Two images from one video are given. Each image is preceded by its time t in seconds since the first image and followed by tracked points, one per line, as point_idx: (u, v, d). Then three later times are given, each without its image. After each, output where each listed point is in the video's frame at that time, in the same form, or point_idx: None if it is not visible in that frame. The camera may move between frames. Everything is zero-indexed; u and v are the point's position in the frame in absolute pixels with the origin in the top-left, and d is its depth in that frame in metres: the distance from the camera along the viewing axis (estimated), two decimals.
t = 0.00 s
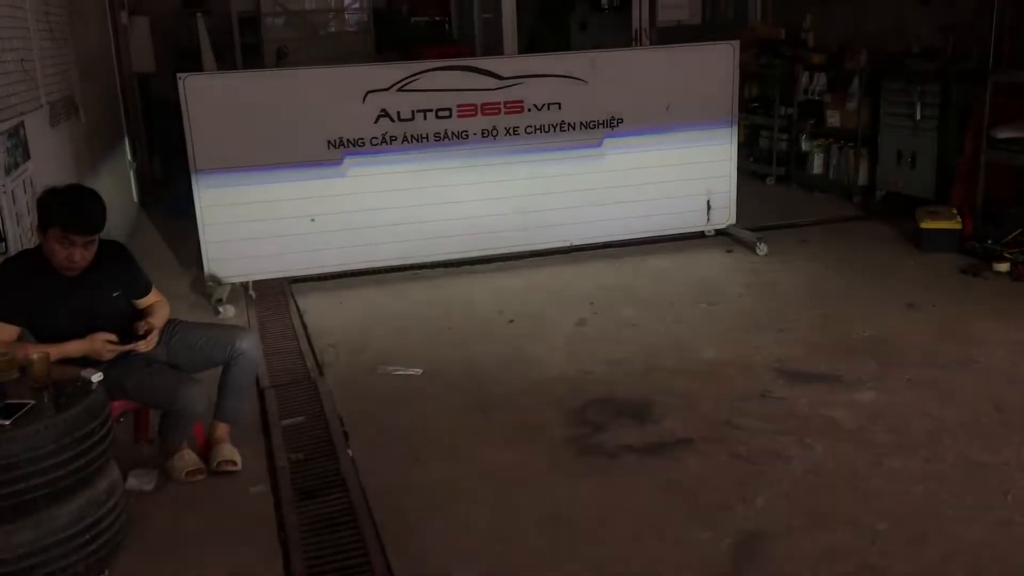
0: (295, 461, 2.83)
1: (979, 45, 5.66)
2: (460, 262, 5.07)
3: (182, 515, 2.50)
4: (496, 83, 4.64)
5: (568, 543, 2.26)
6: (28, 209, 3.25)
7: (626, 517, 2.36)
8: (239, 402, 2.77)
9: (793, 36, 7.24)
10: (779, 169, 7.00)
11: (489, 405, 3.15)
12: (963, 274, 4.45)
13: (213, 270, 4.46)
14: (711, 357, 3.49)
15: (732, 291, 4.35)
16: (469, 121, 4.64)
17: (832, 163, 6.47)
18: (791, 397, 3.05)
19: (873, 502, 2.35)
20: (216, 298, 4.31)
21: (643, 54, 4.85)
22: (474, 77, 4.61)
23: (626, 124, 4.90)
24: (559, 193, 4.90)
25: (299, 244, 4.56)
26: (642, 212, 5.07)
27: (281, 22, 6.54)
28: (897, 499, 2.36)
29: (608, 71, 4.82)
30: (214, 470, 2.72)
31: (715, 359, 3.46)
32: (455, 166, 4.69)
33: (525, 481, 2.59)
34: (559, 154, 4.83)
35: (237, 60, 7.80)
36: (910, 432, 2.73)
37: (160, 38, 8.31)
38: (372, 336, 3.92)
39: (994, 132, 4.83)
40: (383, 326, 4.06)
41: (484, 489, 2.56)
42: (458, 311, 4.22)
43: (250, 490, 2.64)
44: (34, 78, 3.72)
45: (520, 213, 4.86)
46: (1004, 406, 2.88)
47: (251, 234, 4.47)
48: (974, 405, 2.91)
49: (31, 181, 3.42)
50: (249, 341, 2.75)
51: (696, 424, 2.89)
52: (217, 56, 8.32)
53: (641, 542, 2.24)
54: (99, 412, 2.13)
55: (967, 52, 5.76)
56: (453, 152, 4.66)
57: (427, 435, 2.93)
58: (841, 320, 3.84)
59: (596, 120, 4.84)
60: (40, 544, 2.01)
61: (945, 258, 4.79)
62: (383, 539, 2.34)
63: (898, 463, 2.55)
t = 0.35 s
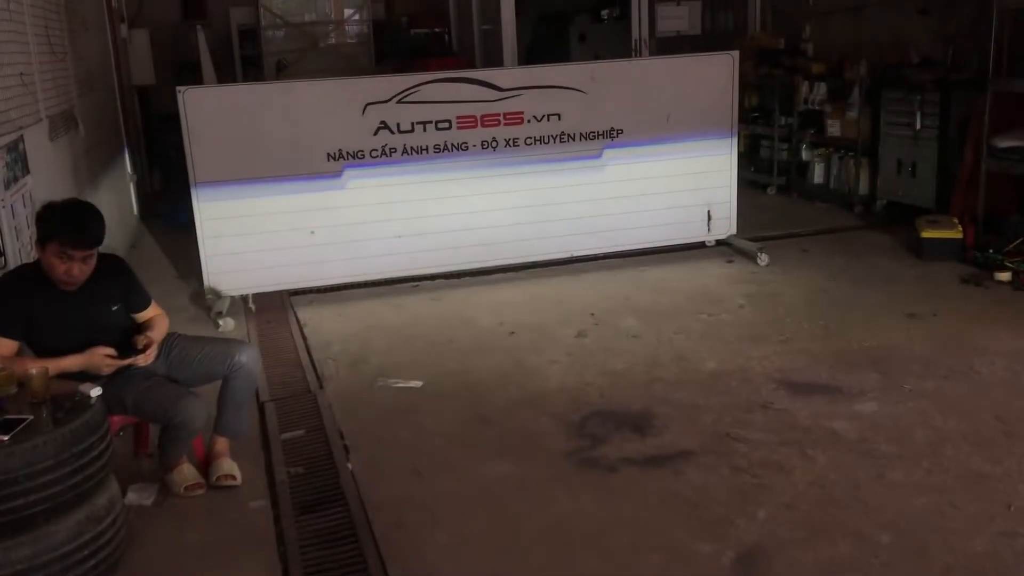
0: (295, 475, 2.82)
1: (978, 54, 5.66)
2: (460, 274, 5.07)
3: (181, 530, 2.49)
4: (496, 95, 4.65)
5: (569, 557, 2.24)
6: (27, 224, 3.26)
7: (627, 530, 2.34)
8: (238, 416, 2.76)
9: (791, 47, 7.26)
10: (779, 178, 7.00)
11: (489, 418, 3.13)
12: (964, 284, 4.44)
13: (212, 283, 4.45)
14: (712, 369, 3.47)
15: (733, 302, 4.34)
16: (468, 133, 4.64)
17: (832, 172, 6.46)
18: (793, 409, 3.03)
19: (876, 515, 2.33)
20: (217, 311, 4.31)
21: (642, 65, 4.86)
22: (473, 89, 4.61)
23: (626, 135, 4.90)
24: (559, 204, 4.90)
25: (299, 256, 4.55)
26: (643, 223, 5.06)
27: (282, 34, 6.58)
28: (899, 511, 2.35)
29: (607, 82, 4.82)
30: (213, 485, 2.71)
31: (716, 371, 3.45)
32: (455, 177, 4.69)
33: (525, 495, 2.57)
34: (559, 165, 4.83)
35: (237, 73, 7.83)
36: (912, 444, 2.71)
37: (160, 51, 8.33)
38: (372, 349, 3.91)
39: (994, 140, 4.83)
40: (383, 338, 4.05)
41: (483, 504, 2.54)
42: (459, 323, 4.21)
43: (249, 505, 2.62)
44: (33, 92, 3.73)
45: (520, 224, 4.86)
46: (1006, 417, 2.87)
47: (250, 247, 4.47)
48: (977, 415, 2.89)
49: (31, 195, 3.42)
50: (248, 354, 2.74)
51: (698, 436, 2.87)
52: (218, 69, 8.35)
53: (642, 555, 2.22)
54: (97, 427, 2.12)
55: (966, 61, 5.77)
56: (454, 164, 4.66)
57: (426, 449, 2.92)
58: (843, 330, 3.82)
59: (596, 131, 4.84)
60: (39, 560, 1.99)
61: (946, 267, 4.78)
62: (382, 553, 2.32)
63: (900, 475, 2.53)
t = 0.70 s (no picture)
0: (299, 480, 2.82)
1: (981, 61, 5.67)
2: (464, 279, 5.08)
3: (186, 534, 2.50)
4: (500, 101, 4.67)
5: (572, 563, 2.24)
6: (33, 229, 3.28)
7: (631, 536, 2.35)
8: (243, 421, 2.77)
9: (795, 54, 7.28)
10: (783, 185, 7.00)
11: (493, 423, 3.14)
12: (968, 291, 4.45)
13: (217, 288, 4.47)
14: (716, 375, 3.48)
15: (736, 308, 4.35)
16: (472, 139, 4.66)
17: (836, 179, 6.47)
18: (797, 415, 3.04)
19: (879, 521, 2.33)
20: (221, 316, 4.32)
21: (646, 71, 4.87)
22: (477, 96, 4.63)
23: (629, 141, 4.91)
24: (563, 210, 4.91)
25: (303, 262, 4.57)
26: (646, 229, 5.07)
27: (288, 40, 6.55)
28: (902, 518, 2.35)
29: (611, 89, 4.84)
30: (218, 489, 2.72)
31: (719, 377, 3.45)
32: (459, 183, 4.70)
33: (529, 501, 2.58)
34: (562, 171, 4.85)
35: (242, 79, 7.87)
36: (915, 450, 2.72)
37: (166, 57, 8.38)
38: (376, 354, 3.92)
39: (998, 148, 4.83)
40: (387, 344, 4.06)
41: (487, 509, 2.55)
42: (462, 329, 4.22)
43: (253, 510, 2.63)
44: (40, 98, 3.75)
45: (525, 230, 4.87)
46: (1010, 424, 2.87)
47: (255, 252, 4.48)
48: (980, 422, 2.90)
49: (37, 201, 3.44)
50: (253, 359, 2.76)
51: (701, 442, 2.87)
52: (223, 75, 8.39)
53: (646, 561, 2.23)
54: (103, 431, 2.13)
55: (969, 69, 5.78)
56: (458, 170, 4.68)
57: (430, 454, 2.93)
58: (846, 336, 3.83)
59: (600, 138, 4.86)
60: (44, 564, 2.00)
61: (950, 274, 4.79)
62: (386, 557, 2.33)
63: (903, 482, 2.53)
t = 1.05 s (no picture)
0: (306, 483, 2.83)
1: (989, 64, 5.65)
2: (470, 282, 5.08)
3: (192, 537, 2.50)
4: (506, 104, 4.67)
5: (580, 566, 2.24)
6: (41, 233, 3.29)
7: (638, 540, 2.34)
8: (250, 424, 2.78)
9: (802, 56, 7.26)
10: (790, 187, 6.99)
11: (500, 426, 3.13)
12: (976, 293, 4.43)
13: (225, 290, 4.48)
14: (723, 378, 3.47)
15: (744, 311, 4.34)
16: (479, 142, 4.66)
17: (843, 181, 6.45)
18: (804, 419, 3.03)
19: (887, 525, 2.32)
20: (229, 319, 4.33)
21: (653, 74, 4.87)
22: (484, 98, 4.63)
23: (636, 144, 4.91)
24: (570, 212, 4.91)
25: (310, 265, 4.57)
26: (653, 232, 5.07)
27: (295, 42, 6.59)
28: (910, 522, 2.33)
29: (617, 91, 4.83)
30: (225, 492, 2.72)
31: (727, 380, 3.44)
32: (466, 186, 4.70)
33: (536, 504, 2.57)
34: (569, 174, 4.84)
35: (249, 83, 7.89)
36: (923, 454, 2.70)
37: (174, 60, 8.41)
38: (383, 357, 3.92)
39: (1007, 150, 4.81)
40: (393, 346, 4.06)
41: (494, 512, 2.55)
42: (469, 331, 4.22)
43: (260, 513, 2.63)
44: (49, 101, 3.76)
45: (531, 232, 4.87)
46: (1018, 427, 2.85)
47: (262, 255, 4.49)
48: (989, 426, 2.88)
49: (46, 204, 3.45)
50: (260, 363, 2.76)
51: (708, 446, 2.86)
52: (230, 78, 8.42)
53: (652, 565, 2.22)
54: (110, 435, 2.14)
55: (977, 71, 5.77)
56: (465, 172, 4.68)
57: (437, 457, 2.93)
58: (853, 339, 3.81)
59: (607, 140, 4.85)
60: (51, 567, 2.00)
61: (959, 277, 4.77)
62: (393, 561, 2.33)
63: (911, 486, 2.52)
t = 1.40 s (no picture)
0: (316, 487, 2.83)
1: (1001, 66, 5.62)
2: (479, 285, 5.08)
3: (203, 541, 2.51)
4: (516, 107, 4.67)
5: (589, 571, 2.23)
6: (53, 236, 3.30)
7: (647, 545, 2.33)
8: (260, 427, 2.78)
9: (813, 59, 7.24)
10: (801, 190, 6.97)
11: (509, 430, 3.13)
12: (988, 296, 4.40)
13: (235, 293, 4.50)
14: (733, 382, 3.45)
15: (754, 314, 4.32)
16: (488, 144, 4.66)
17: (854, 184, 6.44)
18: (815, 423, 3.01)
19: (899, 531, 2.31)
20: (239, 322, 4.34)
21: (662, 76, 4.86)
22: (494, 102, 4.63)
23: (646, 147, 4.90)
24: (579, 216, 4.90)
25: (320, 268, 4.58)
26: (662, 235, 5.06)
27: (305, 46, 6.60)
28: (922, 527, 2.32)
29: (627, 94, 4.83)
30: (235, 495, 2.73)
31: (737, 384, 3.43)
32: (475, 189, 4.70)
33: (545, 508, 2.57)
34: (579, 177, 4.84)
35: (260, 86, 7.92)
36: (935, 459, 2.69)
37: (185, 64, 8.45)
38: (392, 360, 3.93)
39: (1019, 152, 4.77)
40: (403, 350, 4.06)
41: (503, 516, 2.54)
42: (479, 335, 4.22)
43: (270, 516, 2.63)
44: (61, 105, 3.79)
45: (541, 235, 4.87)
46: None
47: (273, 258, 4.50)
48: (1001, 431, 2.86)
49: (57, 208, 3.47)
50: (271, 366, 2.76)
51: (717, 450, 2.86)
52: (241, 82, 8.45)
53: (662, 570, 2.21)
54: (121, 438, 2.15)
55: (989, 73, 5.74)
56: (475, 175, 4.68)
57: (446, 460, 2.93)
58: (864, 343, 3.80)
59: (616, 143, 4.85)
60: (61, 570, 2.01)
61: (971, 280, 4.74)
62: (402, 565, 2.33)
63: (923, 491, 2.51)
